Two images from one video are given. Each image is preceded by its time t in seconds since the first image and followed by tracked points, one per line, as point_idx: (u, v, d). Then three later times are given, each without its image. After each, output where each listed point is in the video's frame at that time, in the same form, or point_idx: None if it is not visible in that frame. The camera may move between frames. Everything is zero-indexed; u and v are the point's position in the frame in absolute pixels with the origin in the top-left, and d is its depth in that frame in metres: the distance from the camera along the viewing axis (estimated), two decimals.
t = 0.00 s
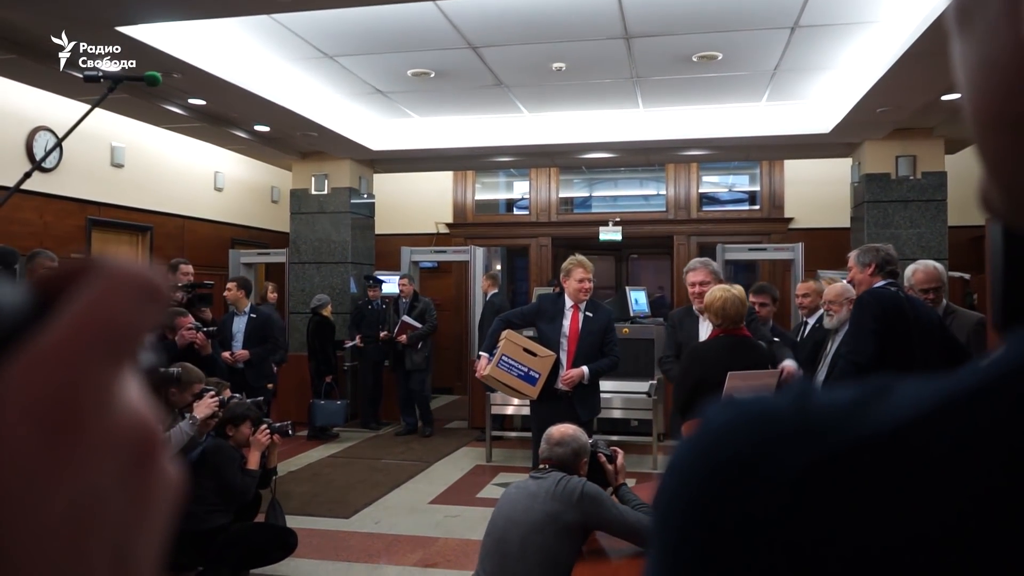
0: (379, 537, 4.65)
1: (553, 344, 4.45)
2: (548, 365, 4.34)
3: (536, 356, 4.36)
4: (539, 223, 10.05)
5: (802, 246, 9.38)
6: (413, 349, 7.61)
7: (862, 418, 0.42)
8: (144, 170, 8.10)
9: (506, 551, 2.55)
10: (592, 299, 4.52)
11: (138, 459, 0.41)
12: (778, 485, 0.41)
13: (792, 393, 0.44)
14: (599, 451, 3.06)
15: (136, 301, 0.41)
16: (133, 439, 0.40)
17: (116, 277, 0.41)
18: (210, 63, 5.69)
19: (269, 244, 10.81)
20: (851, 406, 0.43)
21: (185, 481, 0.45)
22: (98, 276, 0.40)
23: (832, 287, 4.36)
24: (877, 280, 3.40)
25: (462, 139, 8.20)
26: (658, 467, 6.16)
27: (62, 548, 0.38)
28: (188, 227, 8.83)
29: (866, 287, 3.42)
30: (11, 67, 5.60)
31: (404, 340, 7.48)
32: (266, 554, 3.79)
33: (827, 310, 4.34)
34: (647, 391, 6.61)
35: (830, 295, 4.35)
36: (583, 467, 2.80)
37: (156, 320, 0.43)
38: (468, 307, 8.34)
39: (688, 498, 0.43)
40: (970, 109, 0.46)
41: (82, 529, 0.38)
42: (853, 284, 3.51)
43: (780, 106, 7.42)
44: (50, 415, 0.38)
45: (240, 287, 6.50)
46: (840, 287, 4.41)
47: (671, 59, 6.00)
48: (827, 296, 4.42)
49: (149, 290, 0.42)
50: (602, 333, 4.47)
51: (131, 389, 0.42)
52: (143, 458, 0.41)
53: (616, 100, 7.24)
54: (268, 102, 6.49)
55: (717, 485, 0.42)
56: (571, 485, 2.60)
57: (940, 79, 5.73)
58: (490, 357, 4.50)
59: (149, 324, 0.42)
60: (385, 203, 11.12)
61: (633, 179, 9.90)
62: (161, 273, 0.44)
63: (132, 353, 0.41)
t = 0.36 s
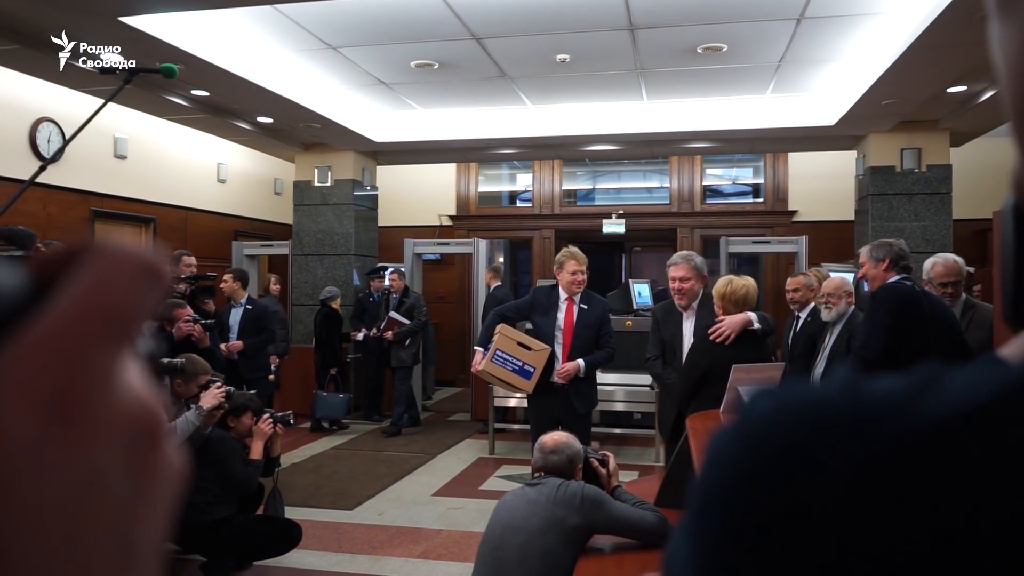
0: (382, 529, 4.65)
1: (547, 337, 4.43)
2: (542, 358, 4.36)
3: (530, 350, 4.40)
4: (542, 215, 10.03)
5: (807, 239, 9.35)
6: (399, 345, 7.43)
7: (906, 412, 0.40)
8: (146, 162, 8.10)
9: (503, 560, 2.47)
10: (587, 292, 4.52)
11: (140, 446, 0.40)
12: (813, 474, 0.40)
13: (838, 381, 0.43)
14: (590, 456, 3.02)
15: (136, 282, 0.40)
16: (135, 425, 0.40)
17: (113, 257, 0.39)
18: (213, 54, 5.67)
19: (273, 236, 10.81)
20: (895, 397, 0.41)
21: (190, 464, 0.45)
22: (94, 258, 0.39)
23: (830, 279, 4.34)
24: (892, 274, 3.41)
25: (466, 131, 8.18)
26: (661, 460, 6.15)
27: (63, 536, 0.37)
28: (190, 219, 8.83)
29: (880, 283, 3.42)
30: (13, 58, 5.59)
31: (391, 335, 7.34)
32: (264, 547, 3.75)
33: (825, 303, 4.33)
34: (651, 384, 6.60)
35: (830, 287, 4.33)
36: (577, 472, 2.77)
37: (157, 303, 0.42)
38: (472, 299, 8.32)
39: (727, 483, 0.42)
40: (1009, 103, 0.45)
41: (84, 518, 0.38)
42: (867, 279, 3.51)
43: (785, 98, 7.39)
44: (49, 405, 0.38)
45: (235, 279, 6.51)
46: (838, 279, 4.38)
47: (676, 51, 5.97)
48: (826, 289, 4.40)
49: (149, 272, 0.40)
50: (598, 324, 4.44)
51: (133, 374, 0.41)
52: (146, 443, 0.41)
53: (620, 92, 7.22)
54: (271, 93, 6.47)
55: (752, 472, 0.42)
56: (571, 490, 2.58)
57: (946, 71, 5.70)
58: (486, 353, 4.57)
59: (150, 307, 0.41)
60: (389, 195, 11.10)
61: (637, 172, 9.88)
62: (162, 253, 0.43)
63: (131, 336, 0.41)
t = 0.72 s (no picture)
0: (388, 513, 4.67)
1: (544, 324, 4.40)
2: (536, 346, 4.35)
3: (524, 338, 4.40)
4: (549, 201, 10.00)
5: (814, 226, 9.31)
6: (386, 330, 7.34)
7: (994, 389, 0.46)
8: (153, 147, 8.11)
9: (516, 553, 2.46)
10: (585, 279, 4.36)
11: (153, 408, 0.44)
12: (899, 461, 0.46)
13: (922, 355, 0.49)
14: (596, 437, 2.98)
15: (142, 251, 0.43)
16: (144, 389, 0.43)
17: (121, 224, 0.42)
18: (219, 38, 5.65)
19: (279, 222, 10.81)
20: (980, 374, 0.46)
21: (198, 429, 0.49)
22: (105, 222, 0.42)
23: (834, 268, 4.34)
24: (908, 263, 3.42)
25: (472, 116, 8.15)
26: (667, 446, 6.17)
27: (73, 487, 0.41)
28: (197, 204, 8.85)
29: (896, 270, 3.43)
30: (20, 41, 5.59)
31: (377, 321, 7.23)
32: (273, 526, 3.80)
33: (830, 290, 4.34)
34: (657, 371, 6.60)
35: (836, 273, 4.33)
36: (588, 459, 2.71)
37: (165, 270, 0.45)
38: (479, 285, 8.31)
39: (814, 444, 0.48)
40: None
41: (95, 471, 0.41)
42: (878, 266, 3.51)
43: (794, 83, 7.34)
44: (61, 361, 0.40)
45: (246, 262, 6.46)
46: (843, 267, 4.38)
47: (685, 36, 5.93)
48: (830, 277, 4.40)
49: (159, 237, 0.44)
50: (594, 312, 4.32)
51: (142, 341, 0.45)
52: (156, 408, 0.44)
53: (628, 77, 7.18)
54: (278, 78, 6.45)
55: (840, 442, 0.47)
56: (584, 482, 2.54)
57: (957, 57, 5.65)
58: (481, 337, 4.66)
59: (157, 273, 0.44)
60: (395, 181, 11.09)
61: (644, 158, 9.82)
62: (173, 224, 0.46)
63: (139, 301, 0.44)
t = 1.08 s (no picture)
0: (402, 505, 4.68)
1: (546, 318, 4.24)
2: (537, 340, 4.34)
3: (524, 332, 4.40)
4: (560, 191, 9.97)
5: (828, 214, 9.23)
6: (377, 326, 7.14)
7: None
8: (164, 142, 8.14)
9: (532, 556, 2.46)
10: (591, 271, 4.16)
11: (165, 439, 0.41)
12: (970, 470, 0.44)
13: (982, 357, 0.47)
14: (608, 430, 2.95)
15: (154, 279, 0.40)
16: (156, 420, 0.40)
17: (129, 252, 0.39)
18: (228, 31, 5.63)
19: (291, 215, 10.84)
20: None
21: (214, 456, 0.45)
22: (111, 251, 0.39)
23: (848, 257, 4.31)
24: (926, 253, 3.40)
25: (483, 107, 8.12)
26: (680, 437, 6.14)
27: (88, 521, 0.38)
28: (209, 198, 8.89)
29: (913, 260, 3.40)
30: (32, 37, 5.62)
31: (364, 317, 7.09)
32: (294, 518, 3.81)
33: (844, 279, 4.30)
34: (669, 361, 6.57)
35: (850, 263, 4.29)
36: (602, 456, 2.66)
37: (176, 295, 0.42)
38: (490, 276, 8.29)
39: (870, 454, 0.46)
40: None
41: (109, 506, 0.39)
42: (894, 255, 3.48)
43: (807, 70, 7.27)
44: (72, 393, 0.38)
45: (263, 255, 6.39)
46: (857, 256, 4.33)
47: (696, 23, 5.87)
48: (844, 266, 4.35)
49: (166, 262, 0.41)
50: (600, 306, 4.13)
51: (154, 370, 0.41)
52: (167, 438, 0.41)
53: (639, 66, 7.13)
54: (287, 71, 6.45)
55: (906, 454, 0.45)
56: (598, 482, 2.53)
57: (973, 41, 5.57)
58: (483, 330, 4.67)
59: (167, 298, 0.41)
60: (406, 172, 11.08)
61: (655, 147, 9.75)
62: (182, 243, 0.43)
63: (151, 330, 0.41)
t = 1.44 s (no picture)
0: (423, 503, 4.68)
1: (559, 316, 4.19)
2: (547, 338, 4.38)
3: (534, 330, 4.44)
4: (580, 189, 9.95)
5: (851, 212, 9.14)
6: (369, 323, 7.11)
7: None
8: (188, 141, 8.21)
9: (553, 557, 2.46)
10: (608, 272, 4.09)
11: (209, 453, 0.34)
12: None
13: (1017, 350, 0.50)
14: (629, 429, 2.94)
15: (194, 282, 0.34)
16: (198, 434, 0.34)
17: (174, 257, 0.33)
18: (250, 30, 5.66)
19: (312, 213, 10.90)
20: None
21: (257, 470, 0.38)
22: (154, 254, 0.33)
23: (874, 255, 4.24)
24: (955, 252, 3.35)
25: (503, 105, 8.11)
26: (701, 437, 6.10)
27: (126, 547, 0.32)
28: (231, 196, 8.96)
29: (941, 259, 3.36)
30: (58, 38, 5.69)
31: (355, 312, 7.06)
32: (318, 521, 3.86)
33: (869, 278, 4.23)
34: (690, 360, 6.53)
35: (876, 261, 4.23)
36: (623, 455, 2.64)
37: (214, 303, 0.35)
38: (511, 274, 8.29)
39: (931, 450, 0.47)
40: None
41: (149, 531, 0.32)
42: (922, 254, 3.44)
43: (831, 67, 7.20)
44: (114, 406, 0.31)
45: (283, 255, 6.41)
46: (882, 255, 4.27)
47: (718, 20, 5.84)
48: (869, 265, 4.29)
49: (208, 268, 0.34)
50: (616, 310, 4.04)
51: (195, 381, 0.35)
52: (211, 453, 0.34)
53: (660, 63, 7.09)
54: (309, 70, 6.48)
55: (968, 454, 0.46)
56: (619, 484, 2.52)
57: (1002, 36, 5.48)
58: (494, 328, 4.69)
59: (208, 310, 0.35)
60: (426, 170, 11.10)
61: (675, 145, 9.68)
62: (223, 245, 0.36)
63: (196, 337, 0.34)
